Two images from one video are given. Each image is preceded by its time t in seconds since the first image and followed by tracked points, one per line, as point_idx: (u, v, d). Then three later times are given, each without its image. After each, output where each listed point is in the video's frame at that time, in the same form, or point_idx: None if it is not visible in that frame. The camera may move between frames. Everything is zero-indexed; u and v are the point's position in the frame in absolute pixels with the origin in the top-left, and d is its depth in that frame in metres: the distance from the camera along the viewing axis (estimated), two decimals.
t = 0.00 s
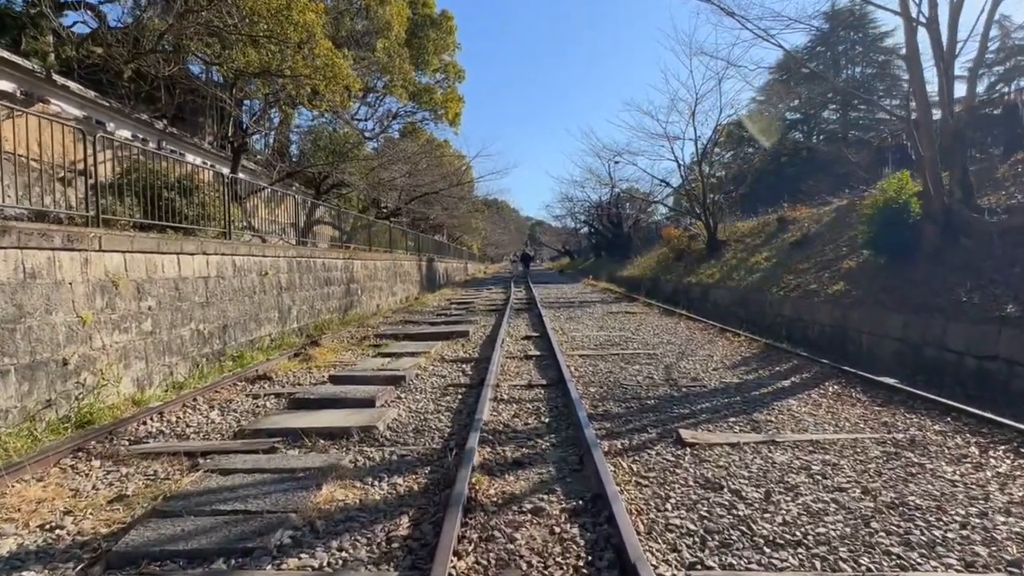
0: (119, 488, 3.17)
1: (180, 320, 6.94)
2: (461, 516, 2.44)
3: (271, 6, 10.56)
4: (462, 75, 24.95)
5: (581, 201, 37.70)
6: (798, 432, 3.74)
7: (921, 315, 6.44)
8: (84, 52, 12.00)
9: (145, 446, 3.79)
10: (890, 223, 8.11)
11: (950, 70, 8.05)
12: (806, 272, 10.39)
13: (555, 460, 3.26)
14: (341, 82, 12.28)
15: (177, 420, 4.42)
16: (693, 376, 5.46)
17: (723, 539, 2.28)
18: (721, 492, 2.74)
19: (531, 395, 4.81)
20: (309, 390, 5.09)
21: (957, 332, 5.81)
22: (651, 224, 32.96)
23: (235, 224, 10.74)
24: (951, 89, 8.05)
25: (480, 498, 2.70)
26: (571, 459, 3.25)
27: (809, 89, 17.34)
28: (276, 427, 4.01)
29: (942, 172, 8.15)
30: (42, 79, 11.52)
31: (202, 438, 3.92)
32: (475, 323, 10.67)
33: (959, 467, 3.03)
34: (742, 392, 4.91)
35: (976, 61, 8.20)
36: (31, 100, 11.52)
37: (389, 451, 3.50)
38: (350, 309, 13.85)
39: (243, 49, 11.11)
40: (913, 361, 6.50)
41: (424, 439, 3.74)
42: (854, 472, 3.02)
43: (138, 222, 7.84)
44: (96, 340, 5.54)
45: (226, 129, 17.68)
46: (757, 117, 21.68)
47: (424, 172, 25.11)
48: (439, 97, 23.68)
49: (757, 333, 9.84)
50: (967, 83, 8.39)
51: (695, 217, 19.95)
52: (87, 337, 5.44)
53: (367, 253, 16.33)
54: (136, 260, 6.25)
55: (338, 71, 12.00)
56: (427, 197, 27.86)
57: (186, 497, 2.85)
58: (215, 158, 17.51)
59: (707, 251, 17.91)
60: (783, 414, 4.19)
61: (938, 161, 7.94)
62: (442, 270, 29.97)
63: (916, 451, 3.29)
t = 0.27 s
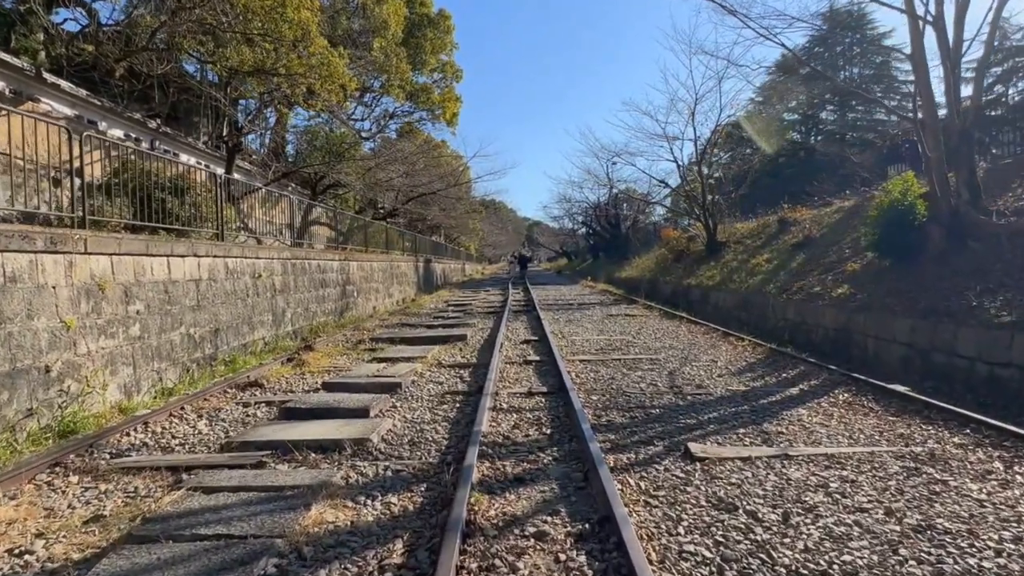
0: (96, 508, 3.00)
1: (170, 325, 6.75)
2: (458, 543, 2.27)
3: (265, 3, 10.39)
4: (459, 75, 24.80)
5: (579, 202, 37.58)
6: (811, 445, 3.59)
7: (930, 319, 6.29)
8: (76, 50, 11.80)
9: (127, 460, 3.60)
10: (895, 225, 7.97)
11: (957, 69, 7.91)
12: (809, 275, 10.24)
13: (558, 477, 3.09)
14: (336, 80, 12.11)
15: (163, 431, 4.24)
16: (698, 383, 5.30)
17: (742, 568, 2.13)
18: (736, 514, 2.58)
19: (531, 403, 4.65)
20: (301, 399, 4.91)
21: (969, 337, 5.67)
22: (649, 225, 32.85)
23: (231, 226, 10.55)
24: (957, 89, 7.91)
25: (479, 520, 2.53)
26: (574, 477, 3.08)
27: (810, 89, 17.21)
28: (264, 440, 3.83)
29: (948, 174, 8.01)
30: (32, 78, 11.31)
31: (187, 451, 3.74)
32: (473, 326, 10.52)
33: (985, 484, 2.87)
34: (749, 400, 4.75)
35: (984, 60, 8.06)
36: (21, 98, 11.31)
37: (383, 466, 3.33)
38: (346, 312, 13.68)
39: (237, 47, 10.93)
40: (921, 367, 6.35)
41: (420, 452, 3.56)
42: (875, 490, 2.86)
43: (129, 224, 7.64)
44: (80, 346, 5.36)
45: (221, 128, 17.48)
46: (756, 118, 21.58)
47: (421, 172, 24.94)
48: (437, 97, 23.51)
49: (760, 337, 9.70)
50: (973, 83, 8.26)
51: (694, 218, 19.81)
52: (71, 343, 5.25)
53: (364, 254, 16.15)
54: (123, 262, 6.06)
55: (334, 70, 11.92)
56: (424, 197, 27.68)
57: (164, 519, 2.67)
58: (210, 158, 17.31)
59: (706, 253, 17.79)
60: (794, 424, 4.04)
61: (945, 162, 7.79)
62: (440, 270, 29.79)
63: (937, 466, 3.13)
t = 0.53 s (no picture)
0: (71, 520, 2.83)
1: (160, 326, 6.59)
2: (454, 560, 2.11)
3: None
4: (457, 74, 24.66)
5: (577, 202, 37.45)
6: (822, 451, 3.44)
7: (937, 320, 6.16)
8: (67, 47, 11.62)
9: (108, 468, 3.45)
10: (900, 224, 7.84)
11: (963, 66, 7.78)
12: (811, 275, 10.11)
13: (559, 487, 2.94)
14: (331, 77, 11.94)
15: (147, 437, 4.07)
16: (702, 386, 5.15)
17: None
18: (749, 529, 2.43)
19: (531, 407, 4.49)
20: (293, 402, 4.75)
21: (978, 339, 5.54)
22: (647, 225, 32.72)
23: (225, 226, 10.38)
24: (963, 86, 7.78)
25: (476, 535, 2.37)
26: (577, 486, 2.93)
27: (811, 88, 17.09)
28: (252, 446, 3.67)
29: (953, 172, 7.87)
30: (22, 74, 11.14)
31: (171, 459, 3.58)
32: (470, 327, 10.36)
33: (1009, 495, 2.73)
34: (756, 404, 4.61)
35: (990, 56, 7.93)
36: (10, 95, 11.13)
37: (375, 475, 3.18)
38: (342, 312, 13.52)
39: (231, 43, 10.75)
40: (928, 369, 6.21)
41: (414, 460, 3.41)
42: (895, 501, 2.71)
43: (121, 223, 7.47)
44: (64, 348, 5.19)
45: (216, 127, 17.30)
46: (756, 118, 21.43)
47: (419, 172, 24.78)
48: (434, 96, 23.35)
49: (762, 338, 9.57)
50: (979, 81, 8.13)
51: (693, 218, 19.68)
52: (55, 346, 5.08)
53: (360, 254, 15.98)
54: (111, 262, 5.89)
55: (330, 67, 11.79)
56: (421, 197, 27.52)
57: (141, 533, 2.51)
58: (204, 156, 17.13)
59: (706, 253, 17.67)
60: (803, 429, 3.89)
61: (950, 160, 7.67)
62: (437, 270, 29.62)
63: (957, 475, 2.99)
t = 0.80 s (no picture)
0: (29, 542, 2.61)
1: (144, 328, 6.36)
2: None
3: None
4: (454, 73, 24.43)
5: (575, 201, 37.26)
6: (838, 463, 3.24)
7: (948, 322, 5.97)
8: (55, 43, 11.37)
9: (76, 482, 3.22)
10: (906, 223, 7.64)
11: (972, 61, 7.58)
12: (814, 275, 9.92)
13: (557, 504, 2.73)
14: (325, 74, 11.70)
15: (122, 447, 3.85)
16: (705, 391, 4.96)
17: None
18: (766, 554, 2.22)
19: (528, 415, 4.29)
20: (278, 409, 4.54)
21: (991, 342, 5.34)
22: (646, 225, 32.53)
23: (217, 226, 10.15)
24: (972, 81, 7.59)
25: (467, 562, 2.17)
26: (577, 504, 2.72)
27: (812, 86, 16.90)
28: (231, 457, 3.45)
29: (961, 170, 7.68)
30: (8, 70, 10.88)
31: (144, 472, 3.36)
32: (467, 328, 10.14)
33: None
34: (763, 410, 4.40)
35: (999, 52, 7.73)
36: None
37: (360, 490, 2.96)
38: (337, 313, 13.30)
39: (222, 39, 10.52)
40: (938, 372, 6.02)
41: (403, 474, 3.20)
42: (920, 520, 2.51)
43: (108, 222, 7.25)
44: (41, 352, 4.96)
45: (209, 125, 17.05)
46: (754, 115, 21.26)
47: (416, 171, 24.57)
48: (431, 95, 23.13)
49: (764, 339, 9.38)
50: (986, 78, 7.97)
51: (692, 218, 19.50)
52: (31, 349, 4.85)
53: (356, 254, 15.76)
54: (92, 262, 5.66)
55: (323, 64, 11.51)
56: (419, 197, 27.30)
57: (102, 558, 2.29)
58: (198, 155, 16.89)
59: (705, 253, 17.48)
60: (814, 438, 3.70)
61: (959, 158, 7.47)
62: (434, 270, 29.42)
63: (984, 491, 2.79)
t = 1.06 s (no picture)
0: None
1: (130, 332, 6.17)
2: None
3: None
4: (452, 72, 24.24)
5: (575, 201, 37.08)
6: (854, 479, 3.06)
7: (959, 325, 5.79)
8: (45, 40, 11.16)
9: (47, 500, 3.03)
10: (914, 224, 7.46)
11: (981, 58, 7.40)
12: (818, 276, 9.73)
13: (558, 527, 2.55)
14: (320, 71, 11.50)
15: (100, 461, 3.66)
16: (711, 398, 4.77)
17: None
18: None
19: (527, 424, 4.10)
20: (266, 419, 4.34)
21: (1005, 347, 5.17)
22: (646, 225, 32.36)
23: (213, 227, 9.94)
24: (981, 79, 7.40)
25: None
26: (579, 526, 2.54)
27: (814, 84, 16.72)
28: (213, 472, 3.26)
29: (971, 169, 7.49)
30: None
31: (120, 489, 3.17)
32: (464, 330, 9.96)
33: None
34: (772, 419, 4.22)
35: (1009, 48, 7.55)
36: None
37: (348, 510, 2.77)
38: (333, 314, 13.11)
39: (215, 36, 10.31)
40: (949, 377, 5.84)
41: (394, 491, 3.01)
42: (950, 546, 2.32)
43: (98, 223, 7.07)
44: (20, 359, 4.75)
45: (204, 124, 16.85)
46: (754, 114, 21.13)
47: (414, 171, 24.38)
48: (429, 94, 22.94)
49: (768, 342, 9.20)
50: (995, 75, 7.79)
51: (693, 218, 19.32)
52: (9, 356, 4.65)
53: (353, 254, 15.56)
54: (75, 265, 5.46)
55: (318, 61, 11.39)
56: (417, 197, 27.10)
57: None
58: (193, 155, 16.69)
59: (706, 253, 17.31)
60: (828, 450, 3.52)
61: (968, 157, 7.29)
62: (433, 271, 29.24)
63: (1013, 511, 2.61)
